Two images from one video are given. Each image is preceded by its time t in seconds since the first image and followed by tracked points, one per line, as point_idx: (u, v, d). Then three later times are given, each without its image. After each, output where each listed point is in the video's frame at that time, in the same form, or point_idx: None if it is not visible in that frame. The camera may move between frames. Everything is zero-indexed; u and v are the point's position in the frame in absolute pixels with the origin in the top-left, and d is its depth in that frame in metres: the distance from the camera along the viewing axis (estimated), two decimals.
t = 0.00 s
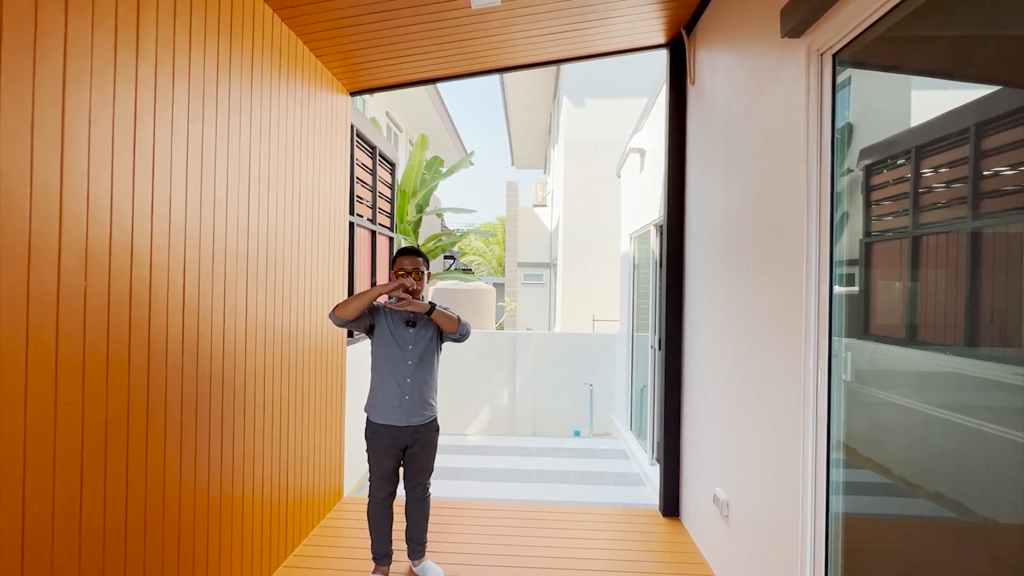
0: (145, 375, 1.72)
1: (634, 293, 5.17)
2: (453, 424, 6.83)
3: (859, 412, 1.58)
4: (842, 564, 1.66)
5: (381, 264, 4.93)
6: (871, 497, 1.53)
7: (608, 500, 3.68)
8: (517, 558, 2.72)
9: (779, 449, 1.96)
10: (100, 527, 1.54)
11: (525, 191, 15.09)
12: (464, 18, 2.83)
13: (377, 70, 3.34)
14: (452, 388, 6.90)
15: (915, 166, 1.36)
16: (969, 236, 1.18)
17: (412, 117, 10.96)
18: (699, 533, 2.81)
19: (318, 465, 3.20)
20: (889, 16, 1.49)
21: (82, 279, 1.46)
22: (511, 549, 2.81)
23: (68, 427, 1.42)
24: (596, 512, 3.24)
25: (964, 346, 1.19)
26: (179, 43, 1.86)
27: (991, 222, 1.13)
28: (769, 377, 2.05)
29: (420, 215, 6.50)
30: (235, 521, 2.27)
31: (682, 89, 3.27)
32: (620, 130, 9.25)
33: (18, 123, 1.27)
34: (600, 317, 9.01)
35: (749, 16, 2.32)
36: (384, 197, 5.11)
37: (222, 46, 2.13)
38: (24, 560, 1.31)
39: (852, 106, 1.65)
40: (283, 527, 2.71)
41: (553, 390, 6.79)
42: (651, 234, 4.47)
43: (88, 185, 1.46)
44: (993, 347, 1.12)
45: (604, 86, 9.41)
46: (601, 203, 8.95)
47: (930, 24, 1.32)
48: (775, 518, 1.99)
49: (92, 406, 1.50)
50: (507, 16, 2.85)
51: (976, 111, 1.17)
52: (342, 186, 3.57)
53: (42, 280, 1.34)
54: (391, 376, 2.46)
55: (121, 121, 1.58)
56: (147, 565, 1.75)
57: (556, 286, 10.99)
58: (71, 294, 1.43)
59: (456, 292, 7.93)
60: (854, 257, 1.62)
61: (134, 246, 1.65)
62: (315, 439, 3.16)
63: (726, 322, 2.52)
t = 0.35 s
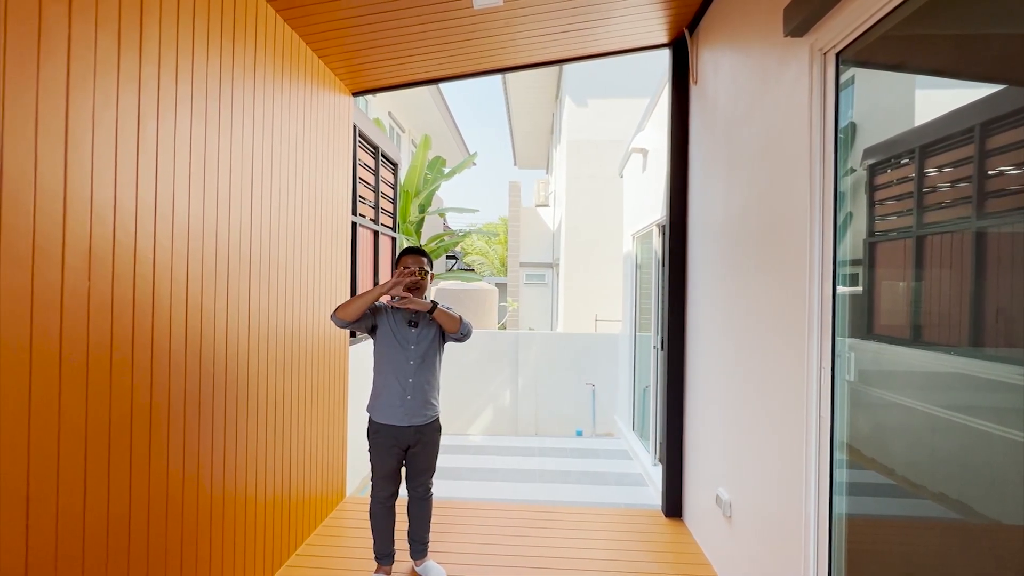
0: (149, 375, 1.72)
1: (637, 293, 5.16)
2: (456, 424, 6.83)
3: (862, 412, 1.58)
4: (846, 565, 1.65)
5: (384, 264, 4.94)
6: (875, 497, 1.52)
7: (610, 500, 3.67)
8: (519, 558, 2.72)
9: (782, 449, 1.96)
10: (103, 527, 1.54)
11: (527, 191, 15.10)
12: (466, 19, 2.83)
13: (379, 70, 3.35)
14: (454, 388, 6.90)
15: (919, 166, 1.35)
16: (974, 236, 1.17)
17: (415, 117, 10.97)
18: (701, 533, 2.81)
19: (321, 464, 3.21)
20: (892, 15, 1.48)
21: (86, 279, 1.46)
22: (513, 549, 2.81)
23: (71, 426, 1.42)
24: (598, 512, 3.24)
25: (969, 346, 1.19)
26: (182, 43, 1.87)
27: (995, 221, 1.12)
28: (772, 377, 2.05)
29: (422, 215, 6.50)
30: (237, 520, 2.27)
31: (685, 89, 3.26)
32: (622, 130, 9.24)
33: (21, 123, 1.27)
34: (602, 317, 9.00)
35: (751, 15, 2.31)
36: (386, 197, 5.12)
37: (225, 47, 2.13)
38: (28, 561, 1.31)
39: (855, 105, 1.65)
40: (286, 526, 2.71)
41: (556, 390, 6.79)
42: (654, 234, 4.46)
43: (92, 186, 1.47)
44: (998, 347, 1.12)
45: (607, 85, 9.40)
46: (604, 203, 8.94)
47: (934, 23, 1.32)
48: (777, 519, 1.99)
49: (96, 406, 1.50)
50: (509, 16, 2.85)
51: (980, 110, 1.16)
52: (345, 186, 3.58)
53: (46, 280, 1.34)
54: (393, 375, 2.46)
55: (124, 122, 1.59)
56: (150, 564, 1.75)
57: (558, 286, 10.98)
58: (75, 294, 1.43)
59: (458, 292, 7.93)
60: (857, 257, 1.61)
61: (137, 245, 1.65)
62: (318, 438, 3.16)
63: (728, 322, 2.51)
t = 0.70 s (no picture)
0: (151, 374, 1.72)
1: (639, 293, 5.16)
2: (458, 424, 6.83)
3: (866, 412, 1.57)
4: (849, 566, 1.65)
5: (386, 264, 4.94)
6: (879, 498, 1.51)
7: (612, 500, 3.66)
8: (521, 558, 2.72)
9: (785, 450, 1.95)
10: (105, 527, 1.54)
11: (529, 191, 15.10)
12: (468, 18, 2.83)
13: (382, 70, 3.35)
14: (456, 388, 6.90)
15: (923, 165, 1.34)
16: (979, 235, 1.16)
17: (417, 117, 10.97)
18: (704, 534, 2.80)
19: (324, 464, 3.21)
20: (897, 12, 1.47)
21: (87, 279, 1.46)
22: (516, 549, 2.81)
23: (73, 426, 1.42)
24: (600, 513, 3.23)
25: (973, 346, 1.18)
26: (183, 42, 1.86)
27: (1000, 220, 1.11)
28: (775, 377, 2.04)
29: (424, 215, 6.51)
30: (239, 520, 2.27)
31: (688, 88, 3.25)
32: (624, 130, 9.23)
33: (24, 123, 1.27)
34: (604, 317, 9.00)
35: (754, 13, 2.30)
36: (388, 197, 5.12)
37: (227, 46, 2.13)
38: (30, 561, 1.31)
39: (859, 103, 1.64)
40: (288, 526, 2.71)
41: (558, 389, 6.78)
42: (656, 234, 4.45)
43: (93, 185, 1.46)
44: (1003, 347, 1.11)
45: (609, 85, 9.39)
46: (606, 203, 8.93)
47: (938, 21, 1.31)
48: (781, 520, 1.98)
49: (98, 406, 1.50)
50: (511, 16, 2.85)
51: (985, 109, 1.15)
52: (347, 186, 3.58)
53: (48, 281, 1.34)
54: (395, 375, 2.46)
55: (127, 121, 1.58)
56: (152, 564, 1.75)
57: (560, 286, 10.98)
58: (77, 293, 1.43)
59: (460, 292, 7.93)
60: (861, 257, 1.60)
61: (139, 245, 1.65)
62: (320, 438, 3.16)
63: (731, 322, 2.50)
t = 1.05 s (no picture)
0: (153, 373, 1.72)
1: (642, 293, 5.15)
2: (460, 424, 6.83)
3: (871, 413, 1.56)
4: (854, 567, 1.64)
5: (388, 264, 4.94)
6: (883, 499, 1.50)
7: (615, 501, 3.65)
8: (523, 558, 2.71)
9: (789, 451, 1.94)
10: (108, 526, 1.54)
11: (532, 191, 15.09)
12: (470, 18, 2.82)
13: (384, 70, 3.34)
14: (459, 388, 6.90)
15: (927, 164, 1.33)
16: (983, 235, 1.15)
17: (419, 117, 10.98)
18: (707, 534, 2.79)
19: (326, 463, 3.21)
20: (901, 11, 1.46)
21: (91, 278, 1.46)
22: (518, 550, 2.80)
23: (77, 426, 1.42)
24: (603, 513, 3.22)
25: (979, 346, 1.17)
26: (186, 42, 1.86)
27: (1005, 220, 1.10)
28: (779, 377, 2.03)
29: (427, 215, 6.51)
30: (242, 520, 2.27)
31: (691, 87, 3.24)
32: (627, 130, 9.22)
33: (28, 122, 1.27)
34: (607, 317, 8.98)
35: (758, 12, 2.29)
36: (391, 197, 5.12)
37: (230, 46, 2.13)
38: (33, 561, 1.31)
39: (863, 102, 1.63)
40: (290, 525, 2.71)
41: (560, 390, 6.77)
42: (659, 233, 4.44)
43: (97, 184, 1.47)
44: (1008, 347, 1.10)
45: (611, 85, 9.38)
46: (608, 203, 8.92)
47: (943, 20, 1.30)
48: (784, 520, 1.97)
49: (101, 406, 1.50)
50: (513, 15, 2.84)
51: (990, 108, 1.14)
52: (349, 186, 3.58)
53: (52, 280, 1.34)
54: (396, 373, 2.45)
55: (129, 120, 1.58)
56: (154, 563, 1.75)
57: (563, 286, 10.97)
58: (80, 293, 1.43)
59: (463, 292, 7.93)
60: (865, 257, 1.59)
61: (141, 245, 1.65)
62: (323, 438, 3.16)
63: (735, 322, 2.49)
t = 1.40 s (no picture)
0: (156, 374, 1.72)
1: (644, 293, 5.14)
2: (462, 424, 6.83)
3: (875, 413, 1.55)
4: (858, 568, 1.63)
5: (390, 264, 4.94)
6: (887, 500, 1.49)
7: (618, 501, 3.65)
8: (525, 559, 2.71)
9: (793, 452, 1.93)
10: (111, 527, 1.54)
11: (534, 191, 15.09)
12: (472, 17, 2.81)
13: (387, 69, 3.34)
14: (461, 388, 6.89)
15: (931, 164, 1.32)
16: (989, 234, 1.14)
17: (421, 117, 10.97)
18: (710, 535, 2.78)
19: (328, 462, 3.21)
20: (907, 9, 1.45)
21: (93, 279, 1.46)
22: (520, 550, 2.80)
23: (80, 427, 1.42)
24: (605, 514, 3.22)
25: (984, 346, 1.16)
26: (188, 42, 1.86)
27: (1010, 219, 1.09)
28: (782, 376, 2.02)
29: (429, 215, 6.51)
30: (244, 521, 2.27)
31: (694, 86, 3.22)
32: (629, 129, 9.21)
33: (31, 122, 1.27)
34: (609, 317, 8.98)
35: (761, 11, 2.28)
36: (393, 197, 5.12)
37: (232, 47, 2.13)
38: (36, 561, 1.31)
39: (867, 100, 1.62)
40: (293, 526, 2.71)
41: (562, 390, 6.77)
42: (661, 233, 4.43)
43: (100, 184, 1.46)
44: (1013, 347, 1.09)
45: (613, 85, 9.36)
46: (610, 203, 8.91)
47: (949, 17, 1.29)
48: (788, 522, 1.96)
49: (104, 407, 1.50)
50: (515, 15, 2.84)
51: (995, 106, 1.13)
52: (351, 186, 3.58)
53: (55, 280, 1.34)
54: (398, 376, 2.45)
55: (132, 121, 1.58)
56: (157, 564, 1.75)
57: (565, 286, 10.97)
58: (83, 293, 1.43)
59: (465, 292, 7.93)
60: (869, 257, 1.58)
61: (144, 245, 1.65)
62: (325, 437, 3.16)
63: (737, 322, 2.48)
